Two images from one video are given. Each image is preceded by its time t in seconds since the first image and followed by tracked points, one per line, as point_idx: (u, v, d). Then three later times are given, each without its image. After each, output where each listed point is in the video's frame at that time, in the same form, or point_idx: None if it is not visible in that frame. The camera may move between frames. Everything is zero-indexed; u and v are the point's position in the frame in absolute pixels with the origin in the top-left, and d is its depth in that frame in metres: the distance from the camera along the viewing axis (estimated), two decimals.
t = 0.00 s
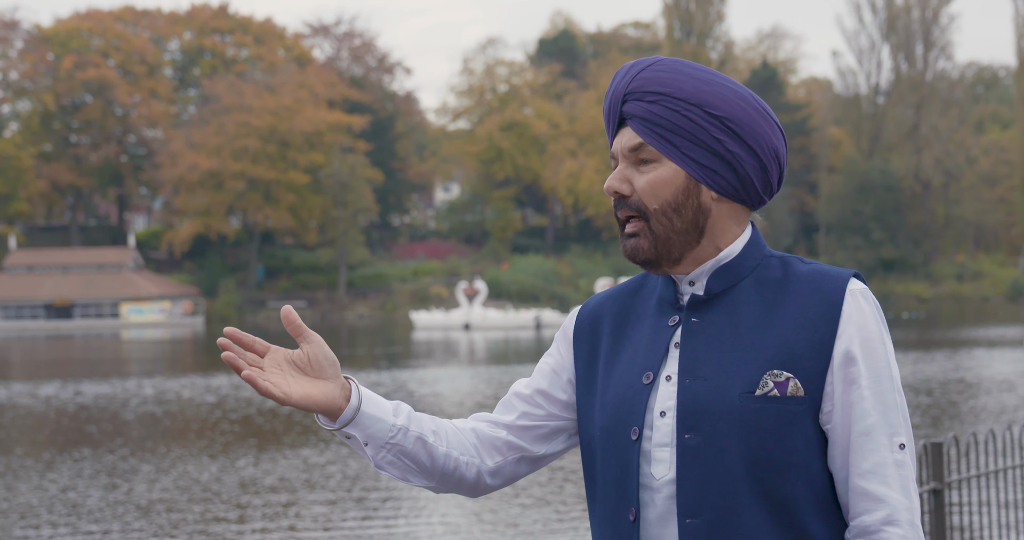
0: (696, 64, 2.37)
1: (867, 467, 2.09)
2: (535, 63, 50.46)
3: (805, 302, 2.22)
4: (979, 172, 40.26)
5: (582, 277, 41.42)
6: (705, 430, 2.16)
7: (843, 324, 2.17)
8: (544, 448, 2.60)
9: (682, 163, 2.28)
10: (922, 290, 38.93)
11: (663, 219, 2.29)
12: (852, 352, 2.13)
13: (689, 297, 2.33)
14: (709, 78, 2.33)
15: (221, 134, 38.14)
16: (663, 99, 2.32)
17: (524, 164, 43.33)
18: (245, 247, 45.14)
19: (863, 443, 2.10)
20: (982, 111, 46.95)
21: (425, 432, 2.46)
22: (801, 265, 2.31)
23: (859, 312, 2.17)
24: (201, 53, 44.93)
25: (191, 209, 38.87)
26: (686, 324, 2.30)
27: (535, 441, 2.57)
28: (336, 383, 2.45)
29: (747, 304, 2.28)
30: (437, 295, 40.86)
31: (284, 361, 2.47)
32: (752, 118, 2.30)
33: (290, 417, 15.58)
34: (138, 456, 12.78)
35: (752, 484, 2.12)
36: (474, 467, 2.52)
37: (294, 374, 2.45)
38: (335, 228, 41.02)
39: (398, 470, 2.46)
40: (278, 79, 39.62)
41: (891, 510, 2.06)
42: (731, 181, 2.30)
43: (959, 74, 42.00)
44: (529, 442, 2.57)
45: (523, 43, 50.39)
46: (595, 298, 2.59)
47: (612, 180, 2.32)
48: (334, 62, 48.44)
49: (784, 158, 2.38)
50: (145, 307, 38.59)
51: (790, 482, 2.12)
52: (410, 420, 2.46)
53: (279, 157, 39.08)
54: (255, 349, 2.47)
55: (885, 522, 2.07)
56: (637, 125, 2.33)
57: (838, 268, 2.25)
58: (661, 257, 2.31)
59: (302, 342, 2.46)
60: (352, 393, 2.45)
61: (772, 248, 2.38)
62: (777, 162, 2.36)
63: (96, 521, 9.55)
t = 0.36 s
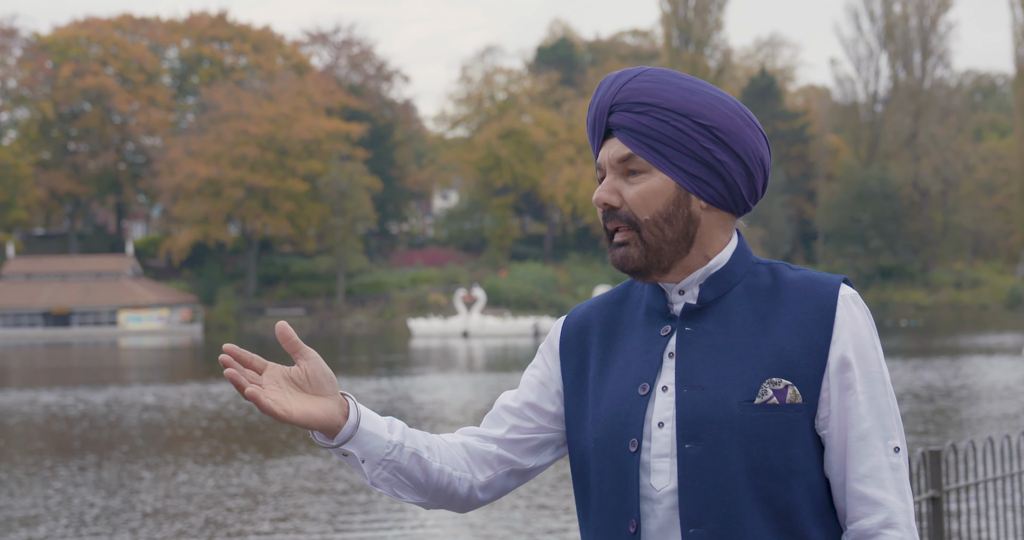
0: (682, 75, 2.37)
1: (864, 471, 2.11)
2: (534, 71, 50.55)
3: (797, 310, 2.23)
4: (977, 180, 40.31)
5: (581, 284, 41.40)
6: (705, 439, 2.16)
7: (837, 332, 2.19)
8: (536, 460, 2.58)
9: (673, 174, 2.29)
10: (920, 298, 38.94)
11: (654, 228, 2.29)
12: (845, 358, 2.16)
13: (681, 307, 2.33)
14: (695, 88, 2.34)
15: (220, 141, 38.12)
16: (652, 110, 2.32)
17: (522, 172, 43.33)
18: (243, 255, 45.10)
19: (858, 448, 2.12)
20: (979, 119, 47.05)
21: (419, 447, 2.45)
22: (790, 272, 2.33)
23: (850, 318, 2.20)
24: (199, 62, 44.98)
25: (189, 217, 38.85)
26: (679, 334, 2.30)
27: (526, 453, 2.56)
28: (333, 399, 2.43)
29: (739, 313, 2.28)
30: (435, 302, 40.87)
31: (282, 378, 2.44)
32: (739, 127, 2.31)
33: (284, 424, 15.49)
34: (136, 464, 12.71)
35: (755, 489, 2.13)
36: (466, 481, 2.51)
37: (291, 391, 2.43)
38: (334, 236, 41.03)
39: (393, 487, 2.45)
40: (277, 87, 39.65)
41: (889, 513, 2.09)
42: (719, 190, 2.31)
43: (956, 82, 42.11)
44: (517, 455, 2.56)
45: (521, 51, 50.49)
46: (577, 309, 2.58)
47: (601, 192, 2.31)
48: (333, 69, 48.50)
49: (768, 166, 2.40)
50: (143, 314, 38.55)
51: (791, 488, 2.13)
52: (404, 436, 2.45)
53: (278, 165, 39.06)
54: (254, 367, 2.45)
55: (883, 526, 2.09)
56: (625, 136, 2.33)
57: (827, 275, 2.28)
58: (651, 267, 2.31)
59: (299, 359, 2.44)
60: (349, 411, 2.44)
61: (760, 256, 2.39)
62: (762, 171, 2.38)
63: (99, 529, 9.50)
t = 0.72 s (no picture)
0: (671, 77, 2.37)
1: (859, 469, 2.11)
2: (531, 72, 50.52)
3: (788, 310, 2.23)
4: (974, 182, 40.37)
5: (578, 286, 41.37)
6: (704, 442, 2.15)
7: (829, 330, 2.19)
8: (531, 468, 2.58)
9: (664, 176, 2.28)
10: (917, 299, 38.98)
11: (645, 231, 2.28)
12: (839, 356, 2.16)
13: (671, 311, 2.33)
14: (683, 90, 2.34)
15: (217, 142, 38.08)
16: (641, 113, 2.31)
17: (519, 173, 43.32)
18: (240, 256, 45.08)
19: (852, 446, 2.13)
20: (976, 120, 47.13)
21: (419, 464, 2.43)
22: (778, 270, 2.34)
23: (839, 318, 2.21)
24: (196, 63, 44.95)
25: (186, 218, 38.80)
26: (673, 336, 2.30)
27: (520, 461, 2.56)
28: (336, 422, 2.38)
29: (730, 314, 2.28)
30: (432, 304, 40.90)
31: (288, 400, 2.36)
32: (728, 128, 2.32)
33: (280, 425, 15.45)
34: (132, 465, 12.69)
35: (753, 491, 2.13)
36: (464, 495, 2.51)
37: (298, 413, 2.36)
38: (331, 237, 41.03)
39: (393, 504, 2.43)
40: (275, 88, 39.61)
41: (884, 510, 2.09)
42: (709, 192, 2.31)
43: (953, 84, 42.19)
44: (511, 463, 2.56)
45: (519, 53, 50.45)
46: (565, 312, 2.57)
47: (591, 194, 2.30)
48: (330, 71, 48.43)
49: (754, 167, 2.41)
50: (140, 315, 38.52)
51: (789, 488, 2.13)
52: (405, 453, 2.43)
53: (275, 166, 38.97)
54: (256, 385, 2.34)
55: (879, 523, 2.09)
56: (615, 139, 2.33)
57: (817, 275, 2.29)
58: (641, 268, 2.30)
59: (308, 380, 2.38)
60: (353, 432, 2.40)
61: (747, 257, 2.39)
62: (750, 172, 2.39)
63: (102, 529, 9.49)
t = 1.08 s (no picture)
0: (663, 76, 2.24)
1: (846, 469, 2.00)
2: (524, 72, 50.58)
3: (777, 310, 2.12)
4: (966, 181, 40.45)
5: (571, 285, 41.38)
6: (691, 447, 2.05)
7: (817, 329, 2.08)
8: (543, 489, 2.41)
9: (654, 177, 2.16)
10: (910, 298, 39.05)
11: (635, 232, 2.16)
12: (827, 356, 2.05)
13: (658, 315, 2.21)
14: (675, 89, 2.22)
15: (210, 141, 37.97)
16: (632, 113, 2.19)
17: (512, 173, 43.33)
18: (233, 256, 45.03)
19: (840, 446, 2.02)
20: (968, 119, 47.28)
21: (447, 528, 2.24)
22: (765, 270, 2.22)
23: (828, 316, 2.09)
24: (189, 62, 44.92)
25: (178, 217, 38.68)
26: (660, 339, 2.18)
27: (532, 485, 2.38)
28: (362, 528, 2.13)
29: (717, 316, 2.17)
30: (425, 303, 40.90)
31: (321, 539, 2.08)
32: (719, 128, 2.20)
33: (272, 424, 15.39)
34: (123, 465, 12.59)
35: (741, 493, 2.03)
36: None
37: None
38: (324, 236, 40.97)
39: None
40: (267, 87, 39.50)
41: (873, 509, 1.98)
42: (699, 193, 2.19)
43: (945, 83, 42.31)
44: (522, 489, 2.37)
45: (512, 52, 50.48)
46: (553, 313, 2.43)
47: (581, 196, 2.17)
48: (322, 70, 48.35)
49: (745, 167, 2.28)
50: (133, 314, 38.38)
51: (779, 489, 2.03)
52: (433, 523, 2.22)
53: (267, 165, 38.86)
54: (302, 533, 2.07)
55: (866, 522, 1.98)
56: (603, 140, 2.20)
57: (804, 273, 2.17)
58: (629, 267, 2.18)
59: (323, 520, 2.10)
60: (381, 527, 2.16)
61: (733, 253, 2.28)
62: (740, 173, 2.27)
63: (98, 531, 9.39)
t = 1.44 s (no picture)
0: (658, 81, 2.24)
1: (830, 471, 2.00)
2: (515, 68, 50.50)
3: (765, 313, 2.11)
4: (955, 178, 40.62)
5: (561, 281, 41.41)
6: (679, 450, 2.05)
7: (801, 333, 2.08)
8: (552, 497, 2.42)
9: (647, 180, 2.16)
10: (899, 295, 39.20)
11: (628, 235, 2.15)
12: (811, 358, 2.05)
13: (647, 318, 2.21)
14: (669, 94, 2.22)
15: (200, 138, 37.87)
16: (629, 116, 2.19)
17: (502, 169, 43.35)
18: (223, 252, 44.95)
19: (825, 448, 2.01)
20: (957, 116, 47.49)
21: None
22: (753, 272, 2.22)
23: (814, 318, 2.09)
24: (179, 58, 44.81)
25: (168, 214, 38.57)
26: (647, 344, 2.18)
27: (542, 494, 2.38)
28: None
29: (705, 319, 2.16)
30: (415, 300, 40.89)
31: None
32: (711, 134, 2.20)
33: (265, 421, 15.38)
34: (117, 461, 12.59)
35: (726, 497, 2.03)
36: None
37: None
38: (314, 233, 40.92)
39: None
40: (258, 83, 39.39)
41: (859, 510, 1.97)
42: (691, 196, 2.19)
43: (935, 80, 42.49)
44: (531, 501, 2.37)
45: (502, 49, 50.42)
46: (543, 317, 2.44)
47: (575, 198, 2.17)
48: (313, 67, 48.23)
49: (736, 172, 2.29)
50: (122, 311, 38.25)
51: (764, 493, 2.03)
52: None
53: (258, 162, 38.80)
54: None
55: (851, 523, 1.98)
56: (598, 143, 2.20)
57: (791, 275, 2.17)
58: (621, 270, 2.17)
59: None
60: None
61: (721, 256, 2.28)
62: (732, 176, 2.28)
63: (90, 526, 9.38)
